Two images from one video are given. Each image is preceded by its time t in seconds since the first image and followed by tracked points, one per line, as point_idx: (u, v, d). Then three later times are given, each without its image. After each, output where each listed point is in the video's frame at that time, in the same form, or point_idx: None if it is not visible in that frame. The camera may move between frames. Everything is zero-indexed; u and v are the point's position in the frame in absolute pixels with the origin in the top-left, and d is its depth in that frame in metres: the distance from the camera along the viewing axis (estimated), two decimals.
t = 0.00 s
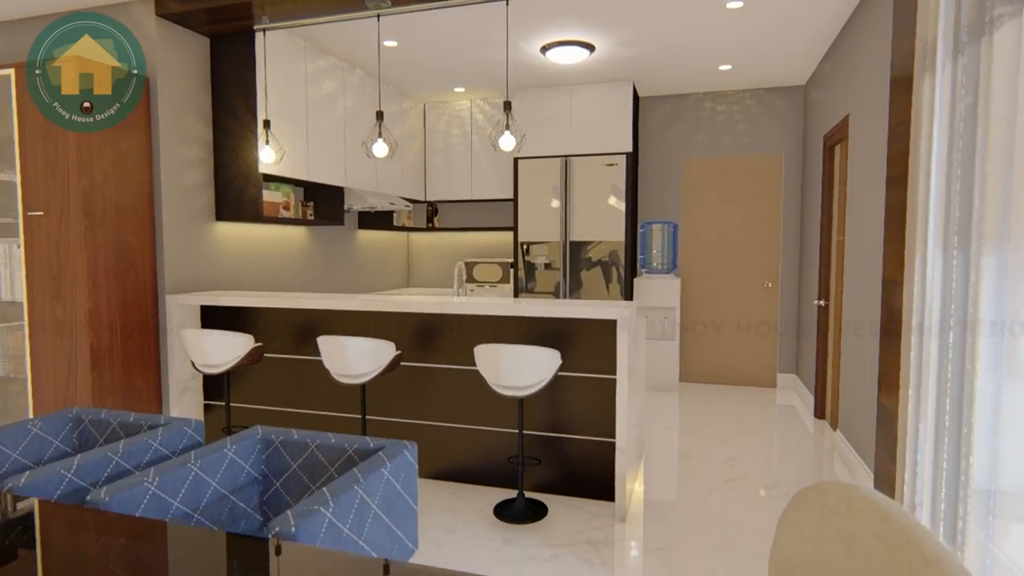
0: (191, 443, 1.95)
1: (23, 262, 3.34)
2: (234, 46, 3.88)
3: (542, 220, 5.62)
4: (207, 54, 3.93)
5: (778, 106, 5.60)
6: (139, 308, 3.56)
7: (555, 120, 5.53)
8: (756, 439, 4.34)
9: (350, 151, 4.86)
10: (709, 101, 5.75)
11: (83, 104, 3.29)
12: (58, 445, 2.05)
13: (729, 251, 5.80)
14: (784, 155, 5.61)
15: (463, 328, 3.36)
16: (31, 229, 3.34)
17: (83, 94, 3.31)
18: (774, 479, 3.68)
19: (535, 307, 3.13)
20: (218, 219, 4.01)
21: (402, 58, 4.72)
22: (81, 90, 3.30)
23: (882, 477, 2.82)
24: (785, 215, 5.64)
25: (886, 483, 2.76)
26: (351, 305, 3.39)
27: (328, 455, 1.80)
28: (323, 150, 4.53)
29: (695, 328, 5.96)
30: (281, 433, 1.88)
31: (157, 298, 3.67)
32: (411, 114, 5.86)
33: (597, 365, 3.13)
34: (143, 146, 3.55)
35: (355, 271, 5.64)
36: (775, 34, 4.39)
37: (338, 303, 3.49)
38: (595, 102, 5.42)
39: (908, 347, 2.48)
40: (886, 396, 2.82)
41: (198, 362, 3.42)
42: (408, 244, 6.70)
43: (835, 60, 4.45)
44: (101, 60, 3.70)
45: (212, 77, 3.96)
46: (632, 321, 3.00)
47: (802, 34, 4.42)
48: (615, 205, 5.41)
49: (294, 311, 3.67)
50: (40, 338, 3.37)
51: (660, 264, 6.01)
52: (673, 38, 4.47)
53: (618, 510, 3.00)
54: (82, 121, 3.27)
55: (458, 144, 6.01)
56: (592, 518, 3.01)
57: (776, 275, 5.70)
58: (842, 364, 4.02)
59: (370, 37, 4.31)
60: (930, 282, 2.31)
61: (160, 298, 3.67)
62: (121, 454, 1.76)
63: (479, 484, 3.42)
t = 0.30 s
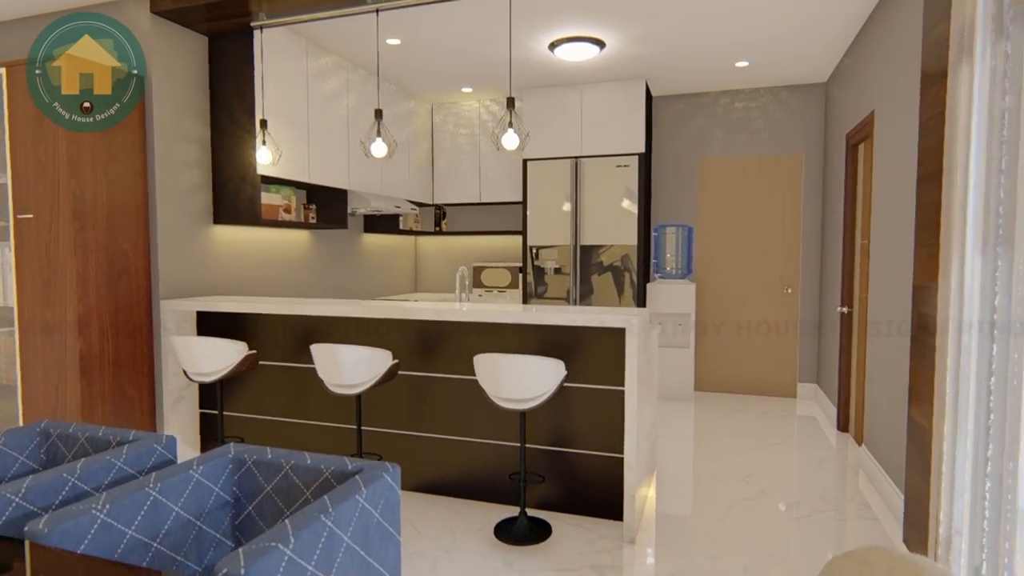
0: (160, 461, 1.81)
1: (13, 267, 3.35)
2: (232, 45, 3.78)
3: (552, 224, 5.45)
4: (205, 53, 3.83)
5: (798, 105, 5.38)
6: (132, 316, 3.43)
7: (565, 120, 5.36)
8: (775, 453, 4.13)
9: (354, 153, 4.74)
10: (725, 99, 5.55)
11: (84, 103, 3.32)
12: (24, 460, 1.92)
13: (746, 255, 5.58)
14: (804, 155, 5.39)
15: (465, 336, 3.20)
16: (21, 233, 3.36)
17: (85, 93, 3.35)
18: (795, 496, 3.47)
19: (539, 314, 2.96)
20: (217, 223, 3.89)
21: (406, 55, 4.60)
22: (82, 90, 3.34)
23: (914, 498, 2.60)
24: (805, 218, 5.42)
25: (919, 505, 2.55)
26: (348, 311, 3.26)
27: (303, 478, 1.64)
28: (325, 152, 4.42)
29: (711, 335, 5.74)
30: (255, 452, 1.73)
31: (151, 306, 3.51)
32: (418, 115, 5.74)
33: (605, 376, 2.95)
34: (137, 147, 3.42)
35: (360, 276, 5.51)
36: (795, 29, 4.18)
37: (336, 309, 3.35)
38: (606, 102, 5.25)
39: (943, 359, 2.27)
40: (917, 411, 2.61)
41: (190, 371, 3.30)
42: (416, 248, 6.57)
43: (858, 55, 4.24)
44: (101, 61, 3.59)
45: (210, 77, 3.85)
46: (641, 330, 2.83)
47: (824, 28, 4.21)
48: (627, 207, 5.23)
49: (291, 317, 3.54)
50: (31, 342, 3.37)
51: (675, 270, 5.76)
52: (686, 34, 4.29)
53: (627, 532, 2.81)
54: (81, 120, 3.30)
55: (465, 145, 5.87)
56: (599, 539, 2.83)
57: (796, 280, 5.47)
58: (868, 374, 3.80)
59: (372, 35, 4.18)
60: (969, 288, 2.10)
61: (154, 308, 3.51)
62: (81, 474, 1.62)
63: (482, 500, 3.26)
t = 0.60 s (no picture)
0: (122, 482, 1.66)
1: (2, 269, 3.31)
2: (229, 43, 3.68)
3: (561, 227, 5.28)
4: (202, 52, 3.73)
5: (818, 102, 5.17)
6: (123, 322, 3.33)
7: (575, 120, 5.20)
8: (795, 467, 3.91)
9: (357, 154, 4.62)
10: (741, 98, 5.35)
11: (85, 103, 3.30)
12: None
13: (763, 259, 5.37)
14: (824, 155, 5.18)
15: (465, 345, 3.06)
16: (11, 235, 3.31)
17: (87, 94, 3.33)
18: (816, 515, 3.25)
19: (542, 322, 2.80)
20: (213, 226, 3.78)
21: (411, 53, 4.47)
22: (82, 90, 3.31)
23: (949, 522, 2.39)
24: (825, 220, 5.19)
25: (955, 531, 2.33)
26: (343, 317, 3.12)
27: (271, 503, 1.50)
28: (326, 153, 4.30)
29: (726, 343, 5.52)
30: (222, 473, 1.59)
31: (144, 311, 3.41)
32: (424, 117, 5.62)
33: (612, 387, 2.78)
34: (130, 146, 3.33)
35: (364, 280, 5.39)
36: (816, 23, 3.98)
37: (331, 316, 3.21)
38: (616, 101, 5.08)
39: (984, 372, 2.06)
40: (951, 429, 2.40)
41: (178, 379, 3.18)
42: (423, 252, 6.43)
43: (882, 49, 4.02)
44: (101, 61, 3.50)
45: (207, 76, 3.75)
46: (650, 339, 2.66)
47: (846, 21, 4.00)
48: (639, 210, 5.05)
49: (287, 324, 3.42)
50: (20, 346, 3.31)
51: (689, 274, 5.50)
52: (701, 30, 4.10)
53: (635, 555, 2.63)
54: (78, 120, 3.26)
55: (473, 147, 5.74)
56: (605, 562, 2.65)
57: (816, 285, 5.24)
58: (895, 385, 3.57)
59: (375, 32, 4.06)
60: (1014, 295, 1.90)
61: (147, 307, 3.41)
62: (31, 498, 1.48)
63: (482, 517, 3.09)
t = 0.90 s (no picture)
0: (77, 505, 1.54)
1: None
2: (224, 40, 3.58)
3: (570, 230, 5.12)
4: (198, 50, 3.64)
5: (837, 99, 4.96)
6: (113, 325, 3.25)
7: (584, 120, 5.04)
8: (815, 483, 3.70)
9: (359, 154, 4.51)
10: (757, 95, 5.16)
11: (84, 104, 3.15)
12: None
13: (780, 263, 5.16)
14: (844, 154, 4.96)
15: (463, 353, 2.91)
16: None
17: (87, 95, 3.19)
18: (838, 535, 3.05)
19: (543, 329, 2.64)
20: (208, 229, 3.67)
21: (414, 51, 4.35)
22: (82, 89, 3.17)
23: (986, 551, 2.18)
24: (846, 222, 4.97)
25: (993, 561, 2.13)
26: (337, 324, 2.99)
27: (231, 531, 1.36)
28: (327, 154, 4.18)
29: (742, 350, 5.31)
30: (180, 496, 1.45)
31: (135, 314, 3.36)
32: (430, 117, 5.51)
33: (617, 398, 2.61)
34: (121, 146, 3.27)
35: (368, 285, 5.27)
36: (836, 15, 3.78)
37: (326, 322, 3.09)
38: (627, 99, 4.92)
39: None
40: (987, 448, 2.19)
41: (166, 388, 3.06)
42: (430, 256, 6.30)
43: (906, 42, 3.81)
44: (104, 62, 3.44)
45: (203, 75, 3.66)
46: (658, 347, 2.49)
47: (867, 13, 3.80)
48: (650, 212, 4.88)
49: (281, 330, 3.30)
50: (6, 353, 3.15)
51: (704, 279, 5.39)
52: (714, 25, 3.92)
53: None
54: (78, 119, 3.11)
55: (480, 148, 5.60)
56: None
57: (835, 290, 5.02)
58: (923, 396, 3.36)
59: (377, 29, 3.95)
60: None
61: (139, 311, 3.35)
62: None
63: (481, 534, 2.94)
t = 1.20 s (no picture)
0: (24, 529, 1.43)
1: None
2: (219, 38, 3.48)
3: (578, 233, 4.96)
4: (193, 48, 3.55)
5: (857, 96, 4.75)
6: (103, 329, 3.16)
7: (592, 120, 4.89)
8: (835, 499, 3.50)
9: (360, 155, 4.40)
10: (772, 93, 4.98)
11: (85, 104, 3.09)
12: None
13: (797, 267, 4.96)
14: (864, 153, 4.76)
15: (460, 361, 2.77)
16: None
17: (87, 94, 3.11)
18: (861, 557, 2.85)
19: (542, 337, 2.49)
20: (202, 231, 3.57)
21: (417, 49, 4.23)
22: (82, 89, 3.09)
23: None
24: (866, 224, 4.76)
25: None
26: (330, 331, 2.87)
27: (182, 562, 1.23)
28: (326, 154, 4.07)
29: (757, 357, 5.11)
30: (130, 523, 1.34)
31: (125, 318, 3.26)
32: (435, 118, 5.40)
33: (621, 411, 2.45)
34: (113, 145, 3.18)
35: (372, 290, 5.15)
36: (856, 8, 3.60)
37: (318, 329, 2.96)
38: (637, 98, 4.76)
39: None
40: None
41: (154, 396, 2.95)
42: (435, 259, 6.18)
43: (930, 34, 3.62)
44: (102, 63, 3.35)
45: (197, 74, 3.56)
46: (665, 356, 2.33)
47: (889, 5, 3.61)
48: (662, 215, 4.71)
49: (274, 336, 3.18)
50: None
51: (716, 283, 5.14)
52: (727, 19, 3.75)
53: None
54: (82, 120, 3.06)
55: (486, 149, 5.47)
56: None
57: (856, 295, 4.80)
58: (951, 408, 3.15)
59: (378, 26, 3.84)
60: None
61: (130, 317, 3.26)
62: None
63: (479, 553, 2.78)
